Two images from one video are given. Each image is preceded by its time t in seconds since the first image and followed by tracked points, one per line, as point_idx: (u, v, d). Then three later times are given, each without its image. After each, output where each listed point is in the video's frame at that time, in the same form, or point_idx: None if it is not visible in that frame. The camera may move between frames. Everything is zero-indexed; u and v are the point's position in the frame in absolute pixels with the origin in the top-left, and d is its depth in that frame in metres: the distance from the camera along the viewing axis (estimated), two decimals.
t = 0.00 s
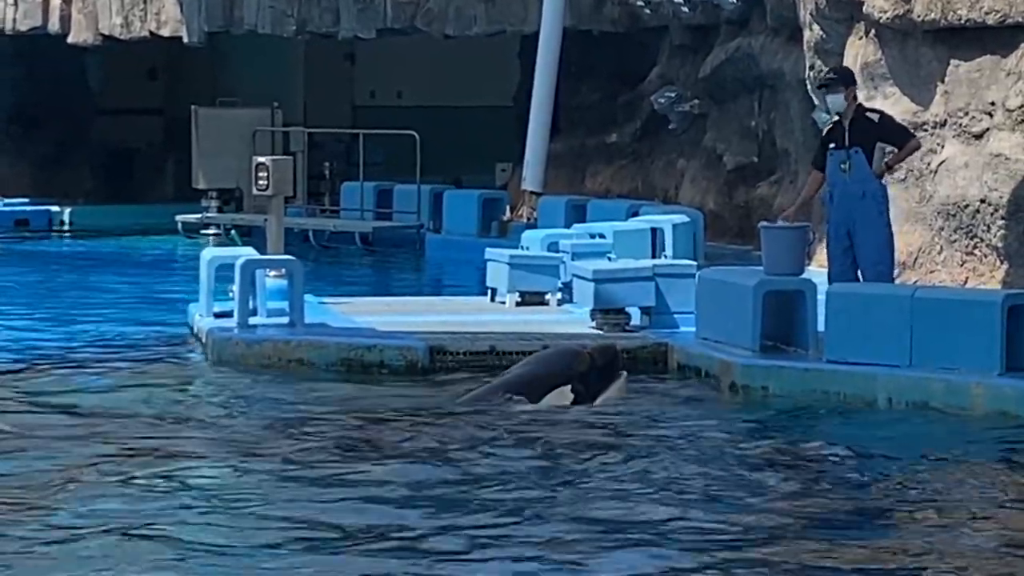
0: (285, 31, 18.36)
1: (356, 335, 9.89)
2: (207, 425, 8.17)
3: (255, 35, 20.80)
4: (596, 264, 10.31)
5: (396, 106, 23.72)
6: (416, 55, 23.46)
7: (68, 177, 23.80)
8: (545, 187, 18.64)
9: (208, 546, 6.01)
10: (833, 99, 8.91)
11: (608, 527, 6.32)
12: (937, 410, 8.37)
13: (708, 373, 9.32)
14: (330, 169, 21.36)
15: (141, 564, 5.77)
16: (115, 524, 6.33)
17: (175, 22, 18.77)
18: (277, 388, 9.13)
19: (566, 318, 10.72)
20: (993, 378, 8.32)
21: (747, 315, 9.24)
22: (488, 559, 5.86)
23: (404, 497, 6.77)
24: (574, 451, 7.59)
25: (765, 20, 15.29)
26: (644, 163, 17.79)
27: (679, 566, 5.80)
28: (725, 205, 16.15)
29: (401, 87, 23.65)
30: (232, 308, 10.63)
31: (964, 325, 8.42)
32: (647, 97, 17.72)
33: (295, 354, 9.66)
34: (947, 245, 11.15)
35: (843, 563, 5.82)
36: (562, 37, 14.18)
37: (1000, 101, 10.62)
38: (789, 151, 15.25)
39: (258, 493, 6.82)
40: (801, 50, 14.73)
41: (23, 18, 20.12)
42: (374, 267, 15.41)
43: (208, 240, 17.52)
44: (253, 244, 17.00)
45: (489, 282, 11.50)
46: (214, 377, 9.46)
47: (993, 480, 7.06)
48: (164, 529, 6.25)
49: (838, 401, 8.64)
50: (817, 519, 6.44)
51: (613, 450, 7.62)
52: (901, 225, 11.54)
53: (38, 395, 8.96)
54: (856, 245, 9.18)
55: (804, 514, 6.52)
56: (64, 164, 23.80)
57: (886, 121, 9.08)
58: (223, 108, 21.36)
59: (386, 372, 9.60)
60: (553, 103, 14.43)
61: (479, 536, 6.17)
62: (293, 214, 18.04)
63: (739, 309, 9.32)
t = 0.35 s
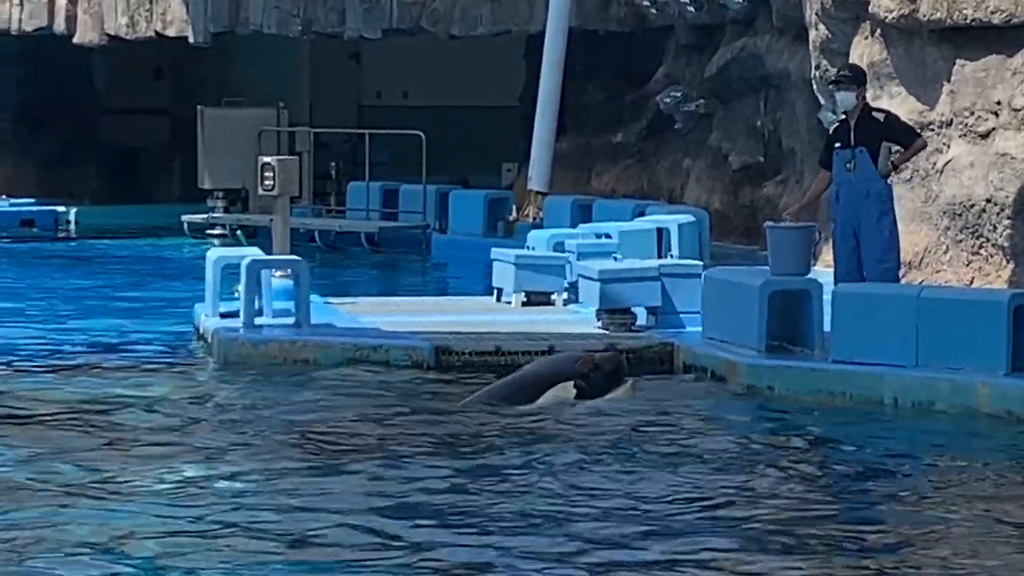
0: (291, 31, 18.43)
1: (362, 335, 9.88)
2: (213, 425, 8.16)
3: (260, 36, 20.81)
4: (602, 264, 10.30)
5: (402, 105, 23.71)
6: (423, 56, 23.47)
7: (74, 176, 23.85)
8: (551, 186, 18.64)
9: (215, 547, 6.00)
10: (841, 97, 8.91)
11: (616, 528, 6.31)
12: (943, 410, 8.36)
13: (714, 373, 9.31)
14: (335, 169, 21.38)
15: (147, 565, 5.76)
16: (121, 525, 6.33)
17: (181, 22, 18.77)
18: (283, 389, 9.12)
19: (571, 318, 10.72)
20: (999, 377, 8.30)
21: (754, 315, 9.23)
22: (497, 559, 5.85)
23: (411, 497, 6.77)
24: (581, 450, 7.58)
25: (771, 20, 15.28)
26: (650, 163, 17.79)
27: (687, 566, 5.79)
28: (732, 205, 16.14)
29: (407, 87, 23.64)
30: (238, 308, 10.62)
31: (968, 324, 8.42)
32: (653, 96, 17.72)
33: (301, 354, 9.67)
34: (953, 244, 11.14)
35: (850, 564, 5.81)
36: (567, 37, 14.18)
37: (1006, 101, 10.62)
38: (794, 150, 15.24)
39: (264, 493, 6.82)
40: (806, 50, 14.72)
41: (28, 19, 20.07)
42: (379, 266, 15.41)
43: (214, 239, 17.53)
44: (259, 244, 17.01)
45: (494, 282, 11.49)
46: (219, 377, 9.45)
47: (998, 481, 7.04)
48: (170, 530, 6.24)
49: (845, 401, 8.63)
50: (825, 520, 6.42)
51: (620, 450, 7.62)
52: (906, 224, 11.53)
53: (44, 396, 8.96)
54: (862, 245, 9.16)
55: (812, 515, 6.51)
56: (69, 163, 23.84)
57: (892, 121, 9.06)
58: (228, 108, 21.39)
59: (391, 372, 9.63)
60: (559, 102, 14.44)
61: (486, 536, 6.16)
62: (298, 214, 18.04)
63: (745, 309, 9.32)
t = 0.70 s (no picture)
0: (298, 31, 18.38)
1: (369, 335, 9.88)
2: (220, 425, 8.15)
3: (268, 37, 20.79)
4: (610, 264, 10.29)
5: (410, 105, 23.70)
6: (431, 56, 23.44)
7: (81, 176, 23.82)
8: (559, 186, 18.64)
9: (222, 548, 5.99)
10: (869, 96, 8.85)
11: (624, 528, 6.30)
12: (951, 409, 8.35)
13: (722, 373, 9.31)
14: (343, 169, 21.38)
15: (153, 566, 5.76)
16: (127, 526, 6.32)
17: (188, 22, 18.76)
18: (290, 388, 9.13)
19: (579, 317, 10.71)
20: (1006, 376, 8.30)
21: (761, 315, 9.23)
22: (505, 560, 5.84)
23: (418, 497, 6.75)
24: (588, 450, 7.57)
25: (778, 19, 15.26)
26: (657, 162, 17.79)
27: (696, 567, 5.78)
28: (739, 204, 16.11)
29: (415, 86, 23.62)
30: (245, 308, 10.62)
31: (975, 322, 8.41)
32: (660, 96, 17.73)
33: (309, 354, 9.65)
34: (961, 244, 11.14)
35: (860, 563, 5.80)
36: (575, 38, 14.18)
37: (1013, 100, 10.62)
38: (802, 149, 15.23)
39: (270, 494, 6.81)
40: (813, 49, 14.69)
41: (37, 19, 20.12)
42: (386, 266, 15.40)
43: (221, 240, 17.53)
44: (267, 244, 17.00)
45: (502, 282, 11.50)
46: (226, 377, 9.44)
47: (1005, 479, 7.04)
48: (177, 531, 6.23)
49: (852, 400, 8.63)
50: (833, 520, 6.41)
51: (627, 449, 7.61)
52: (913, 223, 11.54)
53: (50, 396, 8.95)
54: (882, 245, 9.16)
55: (819, 515, 6.50)
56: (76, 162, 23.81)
57: (912, 121, 9.06)
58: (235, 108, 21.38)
59: (400, 372, 9.60)
60: (565, 101, 14.42)
61: (493, 537, 6.15)
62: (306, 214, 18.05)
63: (753, 308, 9.32)
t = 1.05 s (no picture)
0: (308, 29, 18.47)
1: (378, 332, 9.86)
2: (228, 423, 8.14)
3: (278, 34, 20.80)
4: (620, 260, 10.28)
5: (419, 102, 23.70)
6: (441, 53, 23.45)
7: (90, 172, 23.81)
8: (569, 183, 18.64)
9: (234, 545, 5.98)
10: (911, 91, 8.89)
11: (637, 526, 6.29)
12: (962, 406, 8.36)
13: (731, 371, 9.29)
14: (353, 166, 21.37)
15: (162, 562, 5.75)
16: (138, 523, 6.30)
17: (198, 19, 18.78)
18: (301, 386, 9.12)
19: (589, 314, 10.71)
20: (1017, 373, 8.34)
21: (772, 312, 9.22)
22: (515, 557, 5.83)
23: (429, 496, 6.74)
24: (600, 448, 7.55)
25: (788, 16, 15.25)
26: (667, 158, 17.79)
27: (710, 563, 5.76)
28: (749, 201, 16.10)
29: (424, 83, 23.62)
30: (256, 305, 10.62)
31: (988, 319, 8.42)
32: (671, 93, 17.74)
33: (319, 351, 9.66)
34: (971, 241, 11.10)
35: (871, 560, 5.79)
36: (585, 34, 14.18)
37: None
38: (812, 146, 15.23)
39: (280, 491, 6.79)
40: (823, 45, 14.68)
41: (47, 17, 20.14)
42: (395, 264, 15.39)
43: (232, 237, 17.54)
44: (277, 241, 17.00)
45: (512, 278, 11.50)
46: (236, 375, 9.43)
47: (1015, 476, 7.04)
48: (188, 528, 6.22)
49: (862, 397, 8.62)
50: (846, 517, 6.40)
51: (637, 446, 7.60)
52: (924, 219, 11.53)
53: (60, 394, 8.94)
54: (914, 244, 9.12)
55: (832, 512, 6.49)
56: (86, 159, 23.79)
57: (954, 120, 9.13)
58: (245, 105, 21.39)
59: (410, 370, 9.57)
60: (575, 97, 14.41)
61: (504, 534, 6.13)
62: (316, 211, 18.05)
63: (763, 306, 9.31)
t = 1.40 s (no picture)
0: (322, 21, 18.41)
1: (393, 325, 9.87)
2: (244, 417, 8.14)
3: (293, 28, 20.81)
4: (635, 253, 10.28)
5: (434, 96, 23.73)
6: (455, 48, 23.48)
7: (105, 166, 23.81)
8: (583, 177, 18.65)
9: (254, 537, 5.97)
10: (939, 82, 8.79)
11: (656, 518, 6.28)
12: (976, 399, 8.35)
13: (746, 364, 9.28)
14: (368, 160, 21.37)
15: (181, 555, 5.74)
16: (156, 516, 6.30)
17: (212, 14, 18.76)
18: (314, 379, 9.11)
19: (603, 307, 10.71)
20: None
21: (787, 304, 9.21)
22: (535, 549, 5.82)
23: (446, 488, 6.74)
24: (616, 441, 7.54)
25: (803, 9, 15.22)
26: (681, 152, 17.80)
27: (730, 556, 5.76)
28: (763, 193, 16.10)
29: (438, 76, 23.64)
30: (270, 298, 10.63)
31: (1004, 311, 8.41)
32: (685, 86, 17.74)
33: (333, 344, 9.64)
34: (986, 234, 11.09)
35: (888, 553, 5.78)
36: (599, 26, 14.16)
37: None
38: (827, 139, 15.23)
39: (298, 484, 6.79)
40: (838, 37, 14.65)
41: (62, 10, 20.12)
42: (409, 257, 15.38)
43: (246, 231, 17.54)
44: (291, 234, 17.00)
45: (526, 272, 11.50)
46: (251, 369, 9.43)
47: None
48: (207, 521, 6.21)
49: (877, 389, 8.61)
50: (865, 510, 6.39)
51: (651, 440, 7.59)
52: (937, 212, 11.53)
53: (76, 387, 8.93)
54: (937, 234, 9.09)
55: (851, 505, 6.48)
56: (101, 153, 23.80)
57: (985, 115, 9.02)
58: (261, 98, 21.40)
59: (423, 362, 9.63)
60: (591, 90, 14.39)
61: (520, 528, 6.12)
62: (330, 205, 18.05)
63: (778, 298, 9.29)
